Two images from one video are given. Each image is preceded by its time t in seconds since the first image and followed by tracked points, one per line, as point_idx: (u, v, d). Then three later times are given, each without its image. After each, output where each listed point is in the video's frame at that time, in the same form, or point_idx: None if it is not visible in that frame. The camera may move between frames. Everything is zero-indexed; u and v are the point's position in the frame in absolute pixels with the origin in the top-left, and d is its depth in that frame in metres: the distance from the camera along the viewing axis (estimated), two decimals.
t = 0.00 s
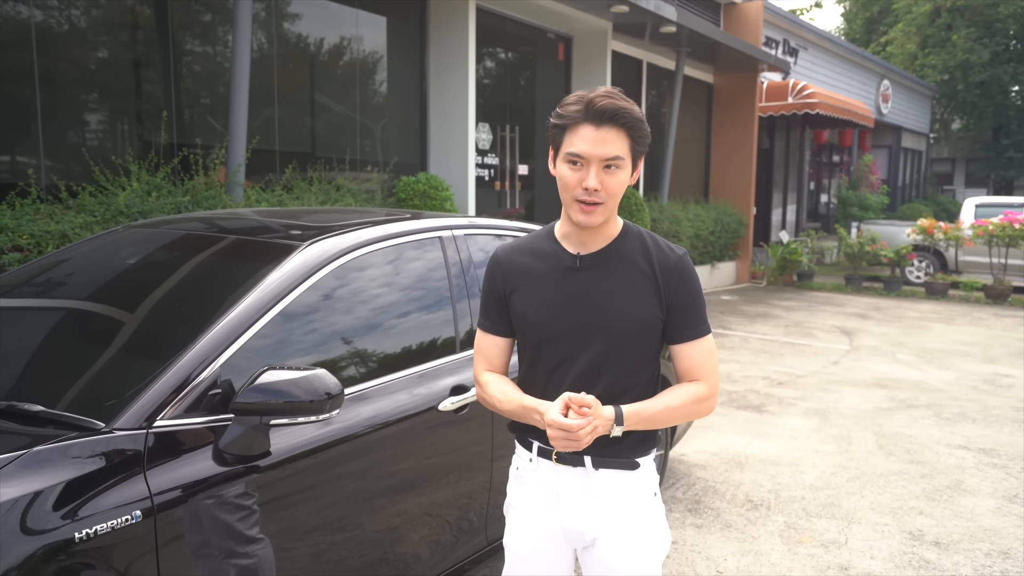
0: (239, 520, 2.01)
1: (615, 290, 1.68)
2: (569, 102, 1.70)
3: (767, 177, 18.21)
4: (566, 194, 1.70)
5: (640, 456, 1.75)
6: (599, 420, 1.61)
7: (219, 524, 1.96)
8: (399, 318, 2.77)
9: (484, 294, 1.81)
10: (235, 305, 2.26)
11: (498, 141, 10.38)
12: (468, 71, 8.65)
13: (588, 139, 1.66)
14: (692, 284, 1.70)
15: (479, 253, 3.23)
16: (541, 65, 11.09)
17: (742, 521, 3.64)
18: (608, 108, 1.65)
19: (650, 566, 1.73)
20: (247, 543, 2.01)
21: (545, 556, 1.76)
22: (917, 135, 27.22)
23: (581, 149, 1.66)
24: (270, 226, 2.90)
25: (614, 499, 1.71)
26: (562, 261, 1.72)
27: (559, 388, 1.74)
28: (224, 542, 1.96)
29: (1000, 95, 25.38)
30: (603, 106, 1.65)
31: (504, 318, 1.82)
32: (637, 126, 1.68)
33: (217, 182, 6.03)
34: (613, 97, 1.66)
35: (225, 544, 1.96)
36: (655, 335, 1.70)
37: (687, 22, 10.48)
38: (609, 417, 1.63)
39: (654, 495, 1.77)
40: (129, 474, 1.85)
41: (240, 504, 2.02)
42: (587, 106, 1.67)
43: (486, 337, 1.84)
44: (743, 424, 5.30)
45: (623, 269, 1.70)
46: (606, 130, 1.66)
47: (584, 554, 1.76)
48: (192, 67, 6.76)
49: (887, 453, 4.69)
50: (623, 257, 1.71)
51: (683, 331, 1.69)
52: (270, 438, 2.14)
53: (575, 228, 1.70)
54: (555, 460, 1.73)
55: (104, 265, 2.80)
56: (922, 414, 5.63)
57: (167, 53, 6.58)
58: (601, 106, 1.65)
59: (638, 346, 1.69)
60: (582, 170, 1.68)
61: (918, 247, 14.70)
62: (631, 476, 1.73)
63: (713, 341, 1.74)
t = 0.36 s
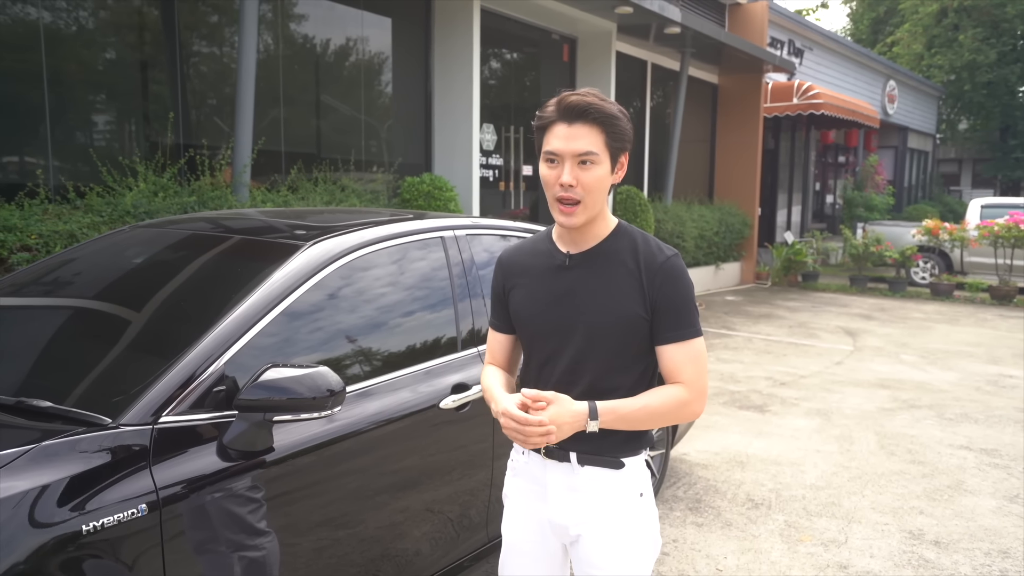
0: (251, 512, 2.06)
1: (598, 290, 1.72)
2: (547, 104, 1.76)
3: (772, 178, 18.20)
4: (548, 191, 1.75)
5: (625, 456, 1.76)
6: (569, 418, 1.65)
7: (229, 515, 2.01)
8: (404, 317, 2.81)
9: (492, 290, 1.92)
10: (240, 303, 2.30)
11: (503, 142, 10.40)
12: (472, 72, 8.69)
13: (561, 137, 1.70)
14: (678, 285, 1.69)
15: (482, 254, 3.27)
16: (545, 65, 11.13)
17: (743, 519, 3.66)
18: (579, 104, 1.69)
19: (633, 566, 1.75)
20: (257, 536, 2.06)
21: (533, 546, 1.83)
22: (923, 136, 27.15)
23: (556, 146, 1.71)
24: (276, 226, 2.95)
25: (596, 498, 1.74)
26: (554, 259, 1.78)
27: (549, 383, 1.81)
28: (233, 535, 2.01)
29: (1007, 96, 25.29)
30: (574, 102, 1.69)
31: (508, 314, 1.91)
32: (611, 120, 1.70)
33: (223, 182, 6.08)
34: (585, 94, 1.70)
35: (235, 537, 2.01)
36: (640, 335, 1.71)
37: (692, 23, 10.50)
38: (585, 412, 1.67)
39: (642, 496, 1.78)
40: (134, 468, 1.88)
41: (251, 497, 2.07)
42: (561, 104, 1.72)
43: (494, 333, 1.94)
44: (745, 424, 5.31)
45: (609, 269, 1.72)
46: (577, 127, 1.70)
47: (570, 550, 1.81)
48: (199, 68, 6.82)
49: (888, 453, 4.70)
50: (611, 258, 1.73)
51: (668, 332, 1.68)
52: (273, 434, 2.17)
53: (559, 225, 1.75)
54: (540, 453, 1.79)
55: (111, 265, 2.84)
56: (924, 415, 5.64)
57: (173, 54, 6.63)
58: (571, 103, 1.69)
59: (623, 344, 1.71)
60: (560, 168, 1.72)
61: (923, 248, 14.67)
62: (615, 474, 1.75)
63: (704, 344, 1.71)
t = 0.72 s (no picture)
0: (259, 502, 2.11)
1: (596, 282, 1.75)
2: (546, 108, 1.78)
3: (780, 177, 18.17)
4: (548, 194, 1.78)
5: (617, 448, 1.80)
6: (587, 380, 1.63)
7: (238, 504, 2.06)
8: (410, 314, 2.85)
9: (492, 281, 1.95)
10: (247, 297, 2.34)
11: (509, 141, 10.43)
12: (478, 71, 8.72)
13: (560, 142, 1.73)
14: (675, 279, 1.72)
15: (488, 253, 3.31)
16: (552, 65, 11.15)
17: (746, 515, 3.68)
18: (576, 111, 1.71)
19: (625, 556, 1.79)
20: (268, 525, 2.11)
21: (529, 533, 1.89)
22: (933, 135, 27.02)
23: (554, 151, 1.74)
24: (283, 223, 2.99)
25: (589, 489, 1.78)
26: (553, 253, 1.82)
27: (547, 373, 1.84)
28: (243, 524, 2.06)
29: (1018, 94, 25.13)
30: (572, 109, 1.71)
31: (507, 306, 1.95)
32: (609, 124, 1.72)
33: (231, 182, 6.14)
34: (583, 99, 1.72)
35: (245, 526, 2.06)
36: (638, 327, 1.74)
37: (698, 22, 10.51)
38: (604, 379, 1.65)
39: (634, 487, 1.83)
40: (144, 457, 1.93)
41: (259, 487, 2.12)
42: (559, 109, 1.74)
43: (494, 323, 1.98)
44: (750, 422, 5.33)
45: (607, 263, 1.75)
46: (576, 132, 1.72)
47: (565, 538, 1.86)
48: (209, 68, 6.89)
49: (893, 450, 4.71)
50: (609, 252, 1.76)
51: (664, 325, 1.71)
52: (280, 426, 2.21)
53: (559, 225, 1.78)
54: (537, 442, 1.85)
55: (121, 261, 2.89)
56: (930, 413, 5.64)
57: (182, 55, 6.69)
58: (570, 109, 1.72)
59: (621, 336, 1.74)
60: (559, 171, 1.75)
61: (932, 248, 14.62)
62: (608, 465, 1.79)
63: (700, 337, 1.74)
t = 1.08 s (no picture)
0: (263, 496, 2.16)
1: (595, 278, 1.80)
2: (553, 101, 1.84)
3: (792, 178, 18.11)
4: (550, 185, 1.83)
5: (617, 436, 1.87)
6: (576, 391, 1.67)
7: (244, 497, 2.12)
8: (420, 310, 2.91)
9: (490, 275, 1.99)
10: (257, 293, 2.40)
11: (520, 141, 10.48)
12: (488, 72, 8.77)
13: (565, 133, 1.79)
14: (671, 276, 1.78)
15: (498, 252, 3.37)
16: (562, 65, 11.20)
17: (750, 512, 3.71)
18: (583, 104, 1.77)
19: (624, 540, 1.86)
20: (269, 519, 2.16)
21: (530, 522, 1.93)
22: (947, 135, 26.80)
23: (559, 142, 1.79)
24: (294, 221, 3.05)
25: (589, 477, 1.85)
26: (552, 249, 1.86)
27: (545, 367, 1.88)
28: (248, 517, 2.11)
29: None
30: (579, 101, 1.78)
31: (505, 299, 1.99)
32: (613, 120, 1.79)
33: (244, 182, 6.22)
34: (590, 94, 1.79)
35: (249, 519, 2.11)
36: (633, 322, 1.80)
37: (709, 22, 10.53)
38: (592, 390, 1.69)
39: (632, 474, 1.90)
40: (158, 446, 1.99)
41: (264, 481, 2.17)
42: (567, 103, 1.80)
43: (491, 317, 2.02)
44: (757, 421, 5.35)
45: (606, 259, 1.80)
46: (582, 125, 1.78)
47: (563, 525, 1.92)
48: (223, 70, 7.00)
49: (900, 449, 4.72)
50: (607, 248, 1.81)
51: (660, 320, 1.77)
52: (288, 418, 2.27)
53: (560, 216, 1.83)
54: (536, 434, 1.90)
55: (135, 259, 2.96)
56: (939, 413, 5.64)
57: (196, 57, 6.79)
58: (577, 102, 1.78)
59: (617, 330, 1.80)
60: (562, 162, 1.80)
61: (945, 248, 14.53)
62: (607, 453, 1.86)
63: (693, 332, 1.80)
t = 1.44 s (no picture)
0: (269, 488, 2.23)
1: (585, 275, 1.86)
2: (557, 98, 1.88)
3: (805, 176, 18.02)
4: (548, 180, 1.86)
5: (606, 427, 1.95)
6: (595, 388, 1.73)
7: (250, 488, 2.18)
8: (431, 308, 2.98)
9: (479, 275, 2.04)
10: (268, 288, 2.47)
11: (530, 141, 10.53)
12: (499, 72, 8.82)
13: (572, 130, 1.83)
14: (658, 271, 1.86)
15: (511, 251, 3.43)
16: (574, 65, 11.22)
17: (753, 509, 3.73)
18: (592, 103, 1.83)
19: (614, 526, 1.94)
20: (275, 511, 2.23)
21: (523, 514, 2.01)
22: (966, 133, 26.52)
23: (565, 139, 1.83)
24: (303, 220, 3.12)
25: (581, 468, 1.92)
26: (541, 246, 1.91)
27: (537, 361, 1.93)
28: (254, 509, 2.18)
29: None
30: (587, 101, 1.83)
31: (494, 297, 2.04)
32: (617, 123, 1.86)
33: (257, 182, 6.31)
34: (598, 95, 1.85)
35: (255, 511, 2.18)
36: (623, 316, 1.87)
37: (720, 21, 10.52)
38: (605, 389, 1.75)
39: (621, 462, 1.99)
40: (165, 438, 2.06)
41: (269, 473, 2.23)
42: (574, 101, 1.85)
43: (480, 316, 2.08)
44: (764, 419, 5.36)
45: (594, 255, 1.87)
46: (589, 124, 1.84)
47: (555, 515, 2.00)
48: (240, 71, 7.11)
49: (906, 448, 4.72)
50: (595, 245, 1.88)
51: (649, 313, 1.86)
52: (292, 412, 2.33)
53: (555, 211, 1.87)
54: (527, 426, 1.97)
55: (149, 256, 3.04)
56: (948, 412, 5.62)
57: (210, 59, 6.88)
58: (585, 101, 1.83)
59: (608, 325, 1.87)
60: (565, 158, 1.85)
61: (960, 247, 14.41)
62: (597, 443, 1.94)
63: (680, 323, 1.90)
